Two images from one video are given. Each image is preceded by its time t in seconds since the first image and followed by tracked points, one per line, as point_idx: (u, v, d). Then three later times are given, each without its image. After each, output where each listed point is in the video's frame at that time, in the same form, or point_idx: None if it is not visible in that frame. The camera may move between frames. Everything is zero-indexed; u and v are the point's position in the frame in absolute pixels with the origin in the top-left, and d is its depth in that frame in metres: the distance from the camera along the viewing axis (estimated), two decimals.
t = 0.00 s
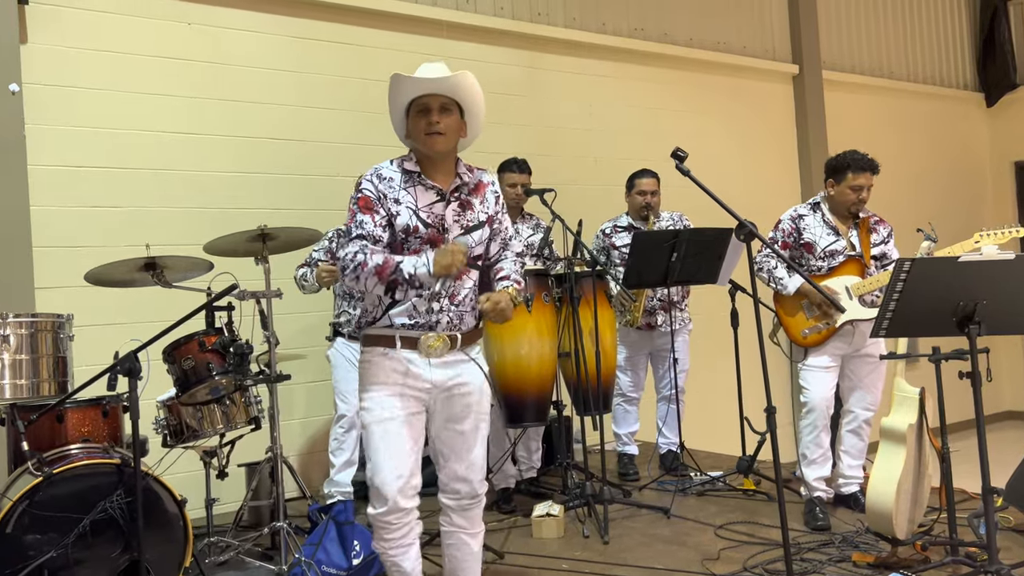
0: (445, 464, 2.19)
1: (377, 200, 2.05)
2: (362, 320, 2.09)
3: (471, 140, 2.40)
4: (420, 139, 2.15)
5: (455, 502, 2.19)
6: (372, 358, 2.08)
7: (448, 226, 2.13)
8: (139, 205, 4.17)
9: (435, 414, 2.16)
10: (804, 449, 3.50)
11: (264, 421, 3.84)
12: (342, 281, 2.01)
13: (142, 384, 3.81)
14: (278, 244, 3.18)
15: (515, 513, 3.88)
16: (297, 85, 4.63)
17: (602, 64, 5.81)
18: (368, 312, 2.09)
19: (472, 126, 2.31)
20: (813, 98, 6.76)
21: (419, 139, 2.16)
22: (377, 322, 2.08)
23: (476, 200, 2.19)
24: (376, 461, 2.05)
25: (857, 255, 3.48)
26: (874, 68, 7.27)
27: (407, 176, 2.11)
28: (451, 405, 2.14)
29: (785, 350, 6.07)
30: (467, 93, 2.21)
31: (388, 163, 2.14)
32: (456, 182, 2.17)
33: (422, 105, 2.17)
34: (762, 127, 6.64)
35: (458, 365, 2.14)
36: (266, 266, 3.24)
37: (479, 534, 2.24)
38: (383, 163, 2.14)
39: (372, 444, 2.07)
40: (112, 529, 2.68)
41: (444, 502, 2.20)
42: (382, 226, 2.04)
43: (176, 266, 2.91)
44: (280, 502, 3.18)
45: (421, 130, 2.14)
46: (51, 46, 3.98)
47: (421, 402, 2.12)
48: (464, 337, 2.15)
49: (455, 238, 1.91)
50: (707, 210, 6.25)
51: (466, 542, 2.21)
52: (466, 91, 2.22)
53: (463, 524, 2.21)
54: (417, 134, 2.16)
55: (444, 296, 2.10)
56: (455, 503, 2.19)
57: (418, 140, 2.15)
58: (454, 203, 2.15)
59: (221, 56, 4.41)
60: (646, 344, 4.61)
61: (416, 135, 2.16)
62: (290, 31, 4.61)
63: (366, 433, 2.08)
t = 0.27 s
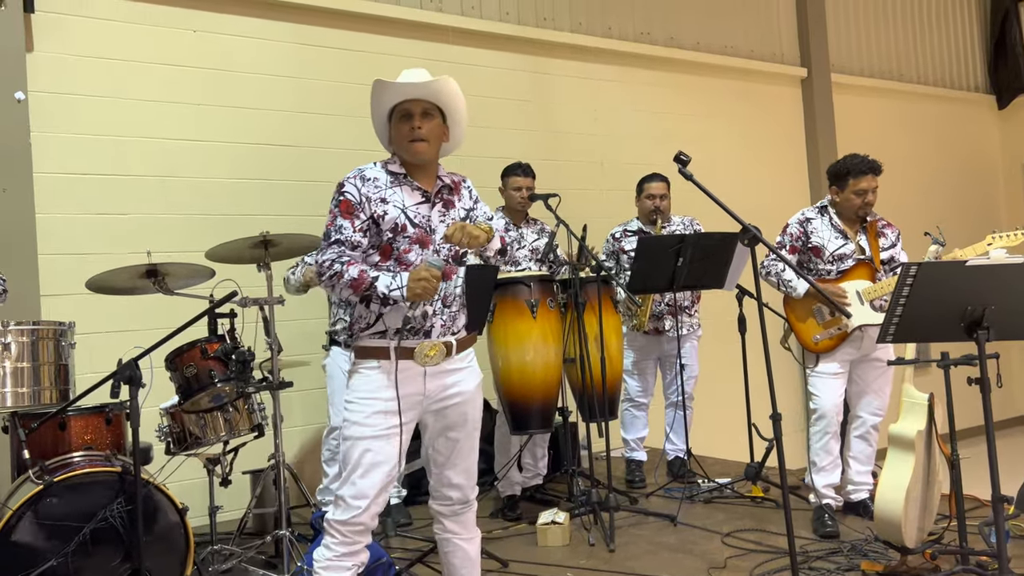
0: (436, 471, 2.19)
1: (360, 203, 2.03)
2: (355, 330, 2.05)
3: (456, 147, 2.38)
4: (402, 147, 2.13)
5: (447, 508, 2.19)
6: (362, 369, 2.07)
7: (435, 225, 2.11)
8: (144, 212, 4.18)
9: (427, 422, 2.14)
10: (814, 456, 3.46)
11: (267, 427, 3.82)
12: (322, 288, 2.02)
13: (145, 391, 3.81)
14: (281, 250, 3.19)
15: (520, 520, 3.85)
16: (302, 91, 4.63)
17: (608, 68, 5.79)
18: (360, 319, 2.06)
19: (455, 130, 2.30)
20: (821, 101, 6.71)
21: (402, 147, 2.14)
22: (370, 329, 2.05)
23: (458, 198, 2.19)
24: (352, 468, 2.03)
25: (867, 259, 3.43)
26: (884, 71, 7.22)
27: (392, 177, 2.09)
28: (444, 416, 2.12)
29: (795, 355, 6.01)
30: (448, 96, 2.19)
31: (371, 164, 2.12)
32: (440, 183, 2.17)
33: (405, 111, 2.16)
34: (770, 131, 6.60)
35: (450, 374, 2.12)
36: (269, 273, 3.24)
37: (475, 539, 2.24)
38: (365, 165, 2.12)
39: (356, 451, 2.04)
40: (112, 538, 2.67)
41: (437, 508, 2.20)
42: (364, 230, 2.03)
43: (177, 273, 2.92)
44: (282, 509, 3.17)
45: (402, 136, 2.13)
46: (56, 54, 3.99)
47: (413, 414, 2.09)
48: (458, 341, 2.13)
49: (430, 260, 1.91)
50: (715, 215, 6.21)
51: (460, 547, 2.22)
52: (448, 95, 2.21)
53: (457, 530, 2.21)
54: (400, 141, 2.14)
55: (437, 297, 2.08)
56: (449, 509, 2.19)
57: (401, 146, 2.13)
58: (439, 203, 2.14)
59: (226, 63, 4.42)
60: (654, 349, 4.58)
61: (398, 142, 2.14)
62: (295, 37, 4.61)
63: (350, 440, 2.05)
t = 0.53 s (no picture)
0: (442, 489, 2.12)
1: (333, 211, 2.07)
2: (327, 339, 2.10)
3: (436, 152, 2.39)
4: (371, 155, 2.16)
5: (463, 526, 2.12)
6: (332, 376, 2.08)
7: (407, 234, 2.12)
8: (152, 218, 4.19)
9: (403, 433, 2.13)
10: (824, 459, 3.41)
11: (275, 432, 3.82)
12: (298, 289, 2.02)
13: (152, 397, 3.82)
14: (287, 256, 3.20)
15: (527, 526, 3.83)
16: (310, 97, 4.64)
17: (617, 71, 5.77)
18: (331, 329, 2.10)
19: (430, 135, 2.30)
20: (833, 103, 6.66)
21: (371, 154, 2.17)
22: (341, 340, 2.08)
23: (438, 209, 2.20)
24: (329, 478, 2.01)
25: (878, 260, 3.39)
26: (896, 74, 7.17)
27: (362, 191, 2.13)
28: (421, 424, 2.11)
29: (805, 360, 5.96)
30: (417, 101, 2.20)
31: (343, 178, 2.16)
32: (415, 194, 2.18)
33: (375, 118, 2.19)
34: (780, 134, 6.55)
35: (424, 382, 2.12)
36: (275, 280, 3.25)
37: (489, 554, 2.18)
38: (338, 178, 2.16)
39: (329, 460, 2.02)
40: (117, 544, 2.68)
41: (451, 527, 2.13)
42: (340, 235, 2.06)
43: (182, 279, 2.93)
44: (288, 515, 3.16)
45: (371, 143, 2.16)
46: (65, 61, 4.02)
47: (385, 422, 2.09)
48: (431, 355, 2.14)
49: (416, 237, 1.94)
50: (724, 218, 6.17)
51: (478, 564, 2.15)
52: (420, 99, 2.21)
53: (473, 548, 2.15)
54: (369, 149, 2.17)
55: (408, 307, 2.11)
56: (464, 527, 2.12)
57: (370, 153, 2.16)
58: (414, 213, 2.16)
59: (234, 69, 4.43)
60: (663, 353, 4.55)
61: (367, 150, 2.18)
62: (303, 43, 4.63)
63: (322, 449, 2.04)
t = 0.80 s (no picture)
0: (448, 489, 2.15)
1: (351, 207, 2.07)
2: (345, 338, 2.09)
3: (448, 154, 2.38)
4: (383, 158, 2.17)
5: (466, 525, 2.15)
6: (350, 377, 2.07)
7: (423, 233, 2.12)
8: (163, 223, 4.22)
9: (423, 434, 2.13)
10: (834, 466, 3.37)
11: (283, 435, 3.82)
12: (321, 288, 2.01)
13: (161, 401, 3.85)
14: (296, 260, 3.21)
15: (536, 530, 3.81)
16: (321, 102, 4.66)
17: (627, 74, 5.76)
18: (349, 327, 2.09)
19: (443, 135, 2.28)
20: (845, 105, 6.62)
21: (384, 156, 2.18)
22: (357, 339, 2.08)
23: (452, 208, 2.20)
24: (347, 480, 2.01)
25: (886, 265, 3.38)
26: (909, 75, 7.12)
27: (379, 188, 2.13)
28: (439, 426, 2.11)
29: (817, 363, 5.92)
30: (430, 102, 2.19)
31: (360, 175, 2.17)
32: (431, 194, 2.18)
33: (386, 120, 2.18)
34: (792, 136, 6.52)
35: (442, 384, 2.11)
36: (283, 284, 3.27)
37: (496, 554, 2.19)
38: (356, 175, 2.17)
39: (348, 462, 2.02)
40: (126, 548, 2.70)
41: (455, 526, 2.16)
42: (358, 232, 2.06)
43: (190, 284, 2.94)
44: (296, 519, 3.16)
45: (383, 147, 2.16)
46: (78, 68, 4.06)
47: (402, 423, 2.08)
48: (448, 353, 2.13)
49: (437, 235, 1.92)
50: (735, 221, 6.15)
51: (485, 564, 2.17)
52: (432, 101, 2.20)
53: (478, 547, 2.17)
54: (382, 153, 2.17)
55: (425, 306, 2.10)
56: (468, 527, 2.15)
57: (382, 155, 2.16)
58: (429, 212, 2.15)
59: (245, 74, 4.46)
60: (673, 357, 4.53)
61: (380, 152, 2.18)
62: (313, 48, 4.64)
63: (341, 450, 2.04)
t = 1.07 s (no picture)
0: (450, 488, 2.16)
1: (356, 221, 2.03)
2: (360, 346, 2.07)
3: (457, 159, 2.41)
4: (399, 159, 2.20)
5: (468, 525, 2.16)
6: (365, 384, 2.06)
7: (432, 240, 2.12)
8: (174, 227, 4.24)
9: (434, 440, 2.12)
10: (845, 471, 3.35)
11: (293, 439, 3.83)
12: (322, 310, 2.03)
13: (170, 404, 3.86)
14: (305, 264, 3.22)
15: (546, 535, 3.80)
16: (331, 106, 4.68)
17: (637, 77, 5.75)
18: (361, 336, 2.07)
19: (456, 144, 2.34)
20: (857, 107, 6.58)
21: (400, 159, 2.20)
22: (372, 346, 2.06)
23: (457, 213, 2.21)
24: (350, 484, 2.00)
25: (897, 267, 3.34)
26: (922, 76, 7.07)
27: (387, 195, 2.10)
28: (450, 432, 2.10)
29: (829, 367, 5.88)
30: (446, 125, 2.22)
31: (366, 181, 2.13)
32: (439, 200, 2.19)
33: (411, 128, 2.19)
34: (804, 138, 6.48)
35: (456, 389, 2.10)
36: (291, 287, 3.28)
37: (497, 554, 2.21)
38: (361, 181, 2.12)
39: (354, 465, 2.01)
40: (135, 552, 2.71)
41: (456, 526, 2.17)
42: (362, 247, 2.03)
43: (199, 287, 2.95)
44: (304, 523, 3.17)
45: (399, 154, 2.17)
46: (90, 73, 4.09)
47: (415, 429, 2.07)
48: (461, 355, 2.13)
49: (430, 291, 1.92)
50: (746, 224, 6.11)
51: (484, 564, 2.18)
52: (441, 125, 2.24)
53: (478, 548, 2.18)
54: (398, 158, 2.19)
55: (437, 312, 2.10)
56: (469, 527, 2.16)
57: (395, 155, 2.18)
58: (438, 218, 2.15)
59: (256, 79, 4.48)
60: (684, 361, 4.51)
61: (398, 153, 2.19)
62: (323, 53, 4.66)
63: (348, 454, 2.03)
